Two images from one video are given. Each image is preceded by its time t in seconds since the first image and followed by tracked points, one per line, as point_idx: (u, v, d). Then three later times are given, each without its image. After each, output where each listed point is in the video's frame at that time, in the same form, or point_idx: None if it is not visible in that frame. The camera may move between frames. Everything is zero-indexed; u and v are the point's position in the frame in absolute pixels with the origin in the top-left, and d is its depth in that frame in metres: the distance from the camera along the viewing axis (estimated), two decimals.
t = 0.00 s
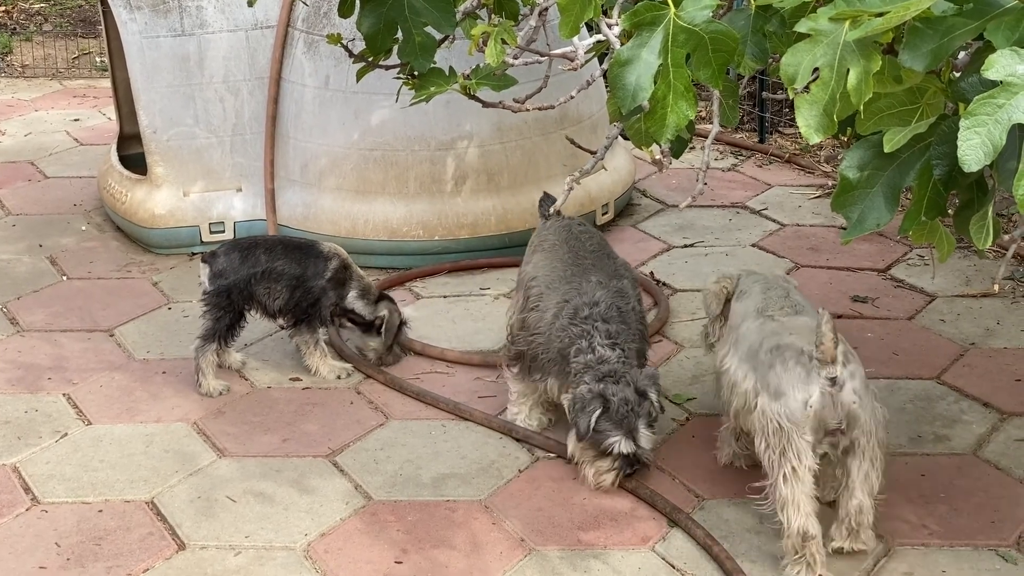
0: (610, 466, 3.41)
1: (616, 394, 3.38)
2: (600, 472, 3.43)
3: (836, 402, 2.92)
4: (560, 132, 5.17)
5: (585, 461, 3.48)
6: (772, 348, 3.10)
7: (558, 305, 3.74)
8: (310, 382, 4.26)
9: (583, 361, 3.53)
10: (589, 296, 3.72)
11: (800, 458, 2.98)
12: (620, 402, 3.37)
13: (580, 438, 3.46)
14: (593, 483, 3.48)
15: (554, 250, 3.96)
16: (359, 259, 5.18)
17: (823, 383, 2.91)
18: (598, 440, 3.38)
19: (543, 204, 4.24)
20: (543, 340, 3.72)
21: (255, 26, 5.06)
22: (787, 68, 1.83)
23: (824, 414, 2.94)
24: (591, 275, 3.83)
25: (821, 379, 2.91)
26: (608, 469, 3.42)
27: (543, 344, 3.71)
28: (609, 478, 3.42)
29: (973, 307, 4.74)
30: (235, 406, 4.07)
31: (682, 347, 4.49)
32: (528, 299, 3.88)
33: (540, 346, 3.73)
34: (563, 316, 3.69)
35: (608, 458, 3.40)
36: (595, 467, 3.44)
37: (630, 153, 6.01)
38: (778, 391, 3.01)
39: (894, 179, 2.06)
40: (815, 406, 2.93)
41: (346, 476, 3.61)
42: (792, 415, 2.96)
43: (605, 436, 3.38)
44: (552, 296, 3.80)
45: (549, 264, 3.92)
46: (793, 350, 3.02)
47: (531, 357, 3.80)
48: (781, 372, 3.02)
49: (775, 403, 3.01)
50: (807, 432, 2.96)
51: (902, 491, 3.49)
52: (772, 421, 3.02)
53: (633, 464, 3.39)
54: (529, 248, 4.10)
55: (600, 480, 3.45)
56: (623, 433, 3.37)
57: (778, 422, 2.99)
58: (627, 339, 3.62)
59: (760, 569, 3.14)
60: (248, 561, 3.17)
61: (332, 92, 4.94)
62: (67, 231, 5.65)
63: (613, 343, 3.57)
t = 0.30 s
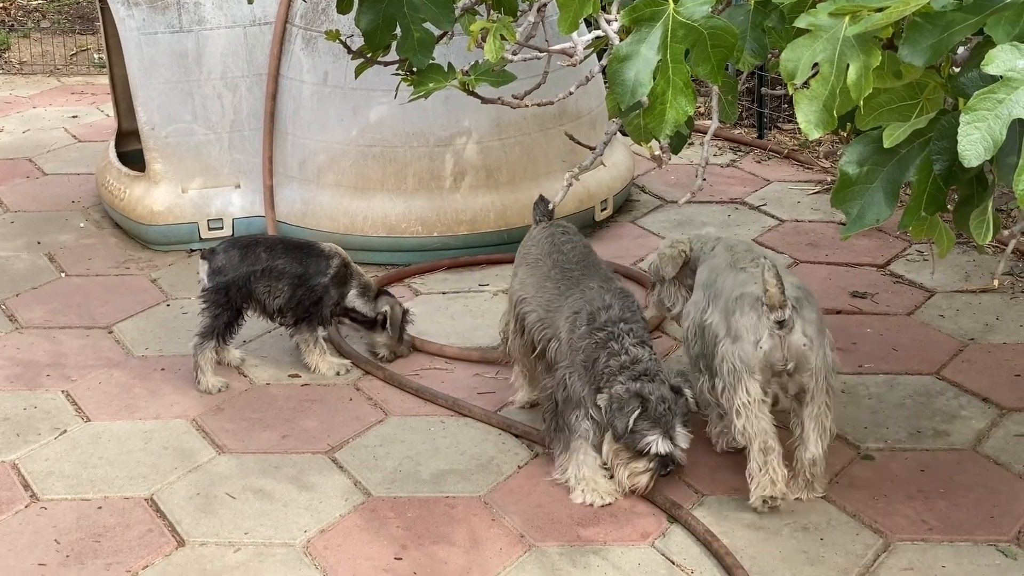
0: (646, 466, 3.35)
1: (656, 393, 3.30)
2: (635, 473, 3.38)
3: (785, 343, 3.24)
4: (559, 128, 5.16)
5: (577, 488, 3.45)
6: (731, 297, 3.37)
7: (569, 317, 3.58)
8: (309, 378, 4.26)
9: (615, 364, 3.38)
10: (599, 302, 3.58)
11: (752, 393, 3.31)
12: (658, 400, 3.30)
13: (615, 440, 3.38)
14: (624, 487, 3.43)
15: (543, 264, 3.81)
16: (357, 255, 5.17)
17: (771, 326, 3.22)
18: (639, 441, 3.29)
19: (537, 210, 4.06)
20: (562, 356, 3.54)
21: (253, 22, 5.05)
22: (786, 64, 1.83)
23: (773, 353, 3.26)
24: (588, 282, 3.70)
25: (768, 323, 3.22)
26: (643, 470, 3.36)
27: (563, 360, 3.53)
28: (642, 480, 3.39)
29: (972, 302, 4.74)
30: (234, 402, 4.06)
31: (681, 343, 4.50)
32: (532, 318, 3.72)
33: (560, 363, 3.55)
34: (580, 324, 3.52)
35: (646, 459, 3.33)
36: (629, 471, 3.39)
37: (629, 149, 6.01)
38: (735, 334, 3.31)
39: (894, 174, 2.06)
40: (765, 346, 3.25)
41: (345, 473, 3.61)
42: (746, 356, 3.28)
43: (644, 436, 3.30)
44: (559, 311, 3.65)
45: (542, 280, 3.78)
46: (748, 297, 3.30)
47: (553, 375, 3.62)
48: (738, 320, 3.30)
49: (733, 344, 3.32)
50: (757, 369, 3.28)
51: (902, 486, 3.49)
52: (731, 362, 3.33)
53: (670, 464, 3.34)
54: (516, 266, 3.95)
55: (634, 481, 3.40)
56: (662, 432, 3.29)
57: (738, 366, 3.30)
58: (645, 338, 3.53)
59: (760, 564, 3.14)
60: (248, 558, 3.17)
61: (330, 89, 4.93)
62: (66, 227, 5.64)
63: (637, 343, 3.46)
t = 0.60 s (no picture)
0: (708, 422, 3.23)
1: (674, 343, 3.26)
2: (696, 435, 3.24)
3: (765, 295, 3.40)
4: (556, 121, 5.15)
5: (576, 483, 3.45)
6: (693, 252, 3.47)
7: (561, 320, 3.55)
8: (307, 373, 4.26)
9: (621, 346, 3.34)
10: (589, 302, 3.55)
11: (737, 345, 3.43)
12: (685, 349, 3.25)
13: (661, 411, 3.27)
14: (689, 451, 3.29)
15: (534, 274, 3.81)
16: (355, 249, 5.17)
17: (755, 279, 3.38)
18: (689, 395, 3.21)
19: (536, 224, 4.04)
20: (559, 361, 3.50)
21: (250, 16, 5.04)
22: (785, 56, 1.82)
23: (754, 306, 3.41)
24: (578, 284, 3.68)
25: (752, 276, 3.37)
26: (708, 423, 3.22)
27: (559, 366, 3.49)
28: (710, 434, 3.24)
29: (970, 295, 4.74)
30: (232, 397, 4.06)
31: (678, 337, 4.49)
32: (524, 327, 3.70)
33: (557, 369, 3.51)
34: (572, 326, 3.49)
35: (707, 411, 3.21)
36: (692, 433, 3.23)
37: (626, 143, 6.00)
38: (713, 289, 3.42)
39: (893, 166, 2.05)
40: (748, 299, 3.40)
41: (343, 467, 3.60)
42: (729, 308, 3.41)
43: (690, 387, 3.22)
44: (550, 318, 3.62)
45: (534, 288, 3.77)
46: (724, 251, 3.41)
47: (547, 381, 3.58)
48: (715, 273, 3.42)
49: (713, 300, 3.43)
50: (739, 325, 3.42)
51: (900, 479, 3.49)
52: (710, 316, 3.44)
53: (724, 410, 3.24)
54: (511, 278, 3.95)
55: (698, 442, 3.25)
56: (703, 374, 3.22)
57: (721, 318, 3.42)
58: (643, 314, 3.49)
59: (758, 558, 3.14)
60: (246, 552, 3.17)
61: (327, 83, 4.92)
62: (62, 222, 5.63)
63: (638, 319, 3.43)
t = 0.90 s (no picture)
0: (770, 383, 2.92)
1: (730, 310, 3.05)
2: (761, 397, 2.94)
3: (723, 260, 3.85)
4: (552, 115, 5.14)
5: (574, 477, 3.44)
6: (643, 228, 3.97)
7: (622, 320, 3.33)
8: (302, 368, 4.25)
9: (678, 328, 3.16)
10: (653, 303, 3.33)
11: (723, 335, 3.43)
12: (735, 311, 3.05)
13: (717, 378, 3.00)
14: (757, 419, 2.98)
15: (583, 279, 3.53)
16: (350, 244, 5.16)
17: (711, 243, 3.83)
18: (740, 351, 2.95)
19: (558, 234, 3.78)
20: (614, 363, 3.28)
21: (245, 11, 5.02)
22: (780, 50, 1.81)
23: (714, 271, 3.83)
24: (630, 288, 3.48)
25: (709, 241, 3.83)
26: (770, 384, 2.92)
27: (617, 368, 3.27)
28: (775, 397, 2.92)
29: (967, 289, 4.74)
30: (228, 392, 4.05)
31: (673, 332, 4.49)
32: (574, 334, 3.44)
33: (611, 372, 3.28)
34: (631, 326, 3.29)
35: (765, 369, 2.92)
36: (754, 398, 2.94)
37: (623, 137, 6.00)
38: (672, 257, 3.89)
39: (889, 160, 2.05)
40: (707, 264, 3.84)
41: (339, 462, 3.60)
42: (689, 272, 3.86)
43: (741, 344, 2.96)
44: (607, 321, 3.36)
45: (583, 293, 3.48)
46: (680, 221, 3.90)
47: (596, 384, 3.34)
48: (672, 241, 3.90)
49: (671, 267, 3.89)
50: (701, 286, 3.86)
51: (896, 474, 3.50)
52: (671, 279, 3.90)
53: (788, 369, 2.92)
54: (545, 281, 3.63)
55: (762, 405, 2.95)
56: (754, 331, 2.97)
57: (676, 282, 3.87)
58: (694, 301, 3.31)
59: (754, 553, 3.14)
60: (242, 548, 3.17)
61: (323, 78, 4.91)
62: (58, 218, 5.62)
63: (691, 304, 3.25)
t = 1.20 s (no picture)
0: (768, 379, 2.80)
1: (756, 304, 2.93)
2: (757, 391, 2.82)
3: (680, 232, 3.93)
4: (547, 109, 5.13)
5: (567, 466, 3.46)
6: (604, 207, 3.98)
7: (684, 332, 3.10)
8: (298, 363, 4.24)
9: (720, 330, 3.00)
10: (706, 306, 3.14)
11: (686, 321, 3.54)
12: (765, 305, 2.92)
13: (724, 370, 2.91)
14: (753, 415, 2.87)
15: (624, 296, 3.31)
16: (346, 239, 5.15)
17: (669, 217, 3.90)
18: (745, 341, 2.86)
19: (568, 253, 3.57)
20: (692, 382, 3.05)
21: (239, 5, 5.01)
22: (776, 43, 1.80)
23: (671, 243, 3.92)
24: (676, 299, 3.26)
25: (667, 215, 3.90)
26: (766, 378, 2.80)
27: (695, 387, 3.04)
28: (771, 394, 2.80)
29: (962, 283, 4.74)
30: (224, 387, 4.05)
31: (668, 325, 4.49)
32: (637, 357, 3.20)
33: (691, 392, 3.06)
34: (693, 338, 3.07)
35: (768, 362, 2.82)
36: (750, 390, 2.83)
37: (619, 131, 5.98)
38: (632, 232, 3.93)
39: (885, 154, 2.04)
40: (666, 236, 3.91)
41: (335, 457, 3.59)
42: (650, 245, 3.91)
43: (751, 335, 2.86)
44: (666, 337, 3.14)
45: (632, 311, 3.26)
46: (641, 195, 3.95)
47: (679, 410, 3.12)
48: (633, 216, 3.94)
49: (630, 241, 3.93)
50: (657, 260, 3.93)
51: (892, 467, 3.50)
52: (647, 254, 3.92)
53: (792, 370, 2.78)
54: (575, 305, 3.40)
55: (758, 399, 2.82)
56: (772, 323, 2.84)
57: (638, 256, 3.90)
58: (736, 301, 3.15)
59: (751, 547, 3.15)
60: (237, 544, 3.16)
61: (317, 72, 4.89)
62: (52, 213, 5.60)
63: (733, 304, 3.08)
